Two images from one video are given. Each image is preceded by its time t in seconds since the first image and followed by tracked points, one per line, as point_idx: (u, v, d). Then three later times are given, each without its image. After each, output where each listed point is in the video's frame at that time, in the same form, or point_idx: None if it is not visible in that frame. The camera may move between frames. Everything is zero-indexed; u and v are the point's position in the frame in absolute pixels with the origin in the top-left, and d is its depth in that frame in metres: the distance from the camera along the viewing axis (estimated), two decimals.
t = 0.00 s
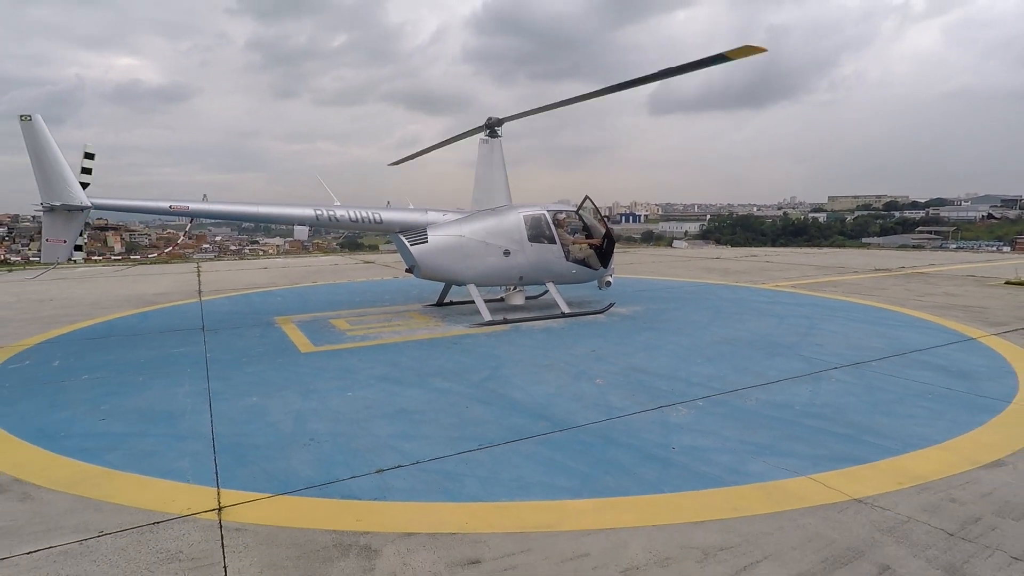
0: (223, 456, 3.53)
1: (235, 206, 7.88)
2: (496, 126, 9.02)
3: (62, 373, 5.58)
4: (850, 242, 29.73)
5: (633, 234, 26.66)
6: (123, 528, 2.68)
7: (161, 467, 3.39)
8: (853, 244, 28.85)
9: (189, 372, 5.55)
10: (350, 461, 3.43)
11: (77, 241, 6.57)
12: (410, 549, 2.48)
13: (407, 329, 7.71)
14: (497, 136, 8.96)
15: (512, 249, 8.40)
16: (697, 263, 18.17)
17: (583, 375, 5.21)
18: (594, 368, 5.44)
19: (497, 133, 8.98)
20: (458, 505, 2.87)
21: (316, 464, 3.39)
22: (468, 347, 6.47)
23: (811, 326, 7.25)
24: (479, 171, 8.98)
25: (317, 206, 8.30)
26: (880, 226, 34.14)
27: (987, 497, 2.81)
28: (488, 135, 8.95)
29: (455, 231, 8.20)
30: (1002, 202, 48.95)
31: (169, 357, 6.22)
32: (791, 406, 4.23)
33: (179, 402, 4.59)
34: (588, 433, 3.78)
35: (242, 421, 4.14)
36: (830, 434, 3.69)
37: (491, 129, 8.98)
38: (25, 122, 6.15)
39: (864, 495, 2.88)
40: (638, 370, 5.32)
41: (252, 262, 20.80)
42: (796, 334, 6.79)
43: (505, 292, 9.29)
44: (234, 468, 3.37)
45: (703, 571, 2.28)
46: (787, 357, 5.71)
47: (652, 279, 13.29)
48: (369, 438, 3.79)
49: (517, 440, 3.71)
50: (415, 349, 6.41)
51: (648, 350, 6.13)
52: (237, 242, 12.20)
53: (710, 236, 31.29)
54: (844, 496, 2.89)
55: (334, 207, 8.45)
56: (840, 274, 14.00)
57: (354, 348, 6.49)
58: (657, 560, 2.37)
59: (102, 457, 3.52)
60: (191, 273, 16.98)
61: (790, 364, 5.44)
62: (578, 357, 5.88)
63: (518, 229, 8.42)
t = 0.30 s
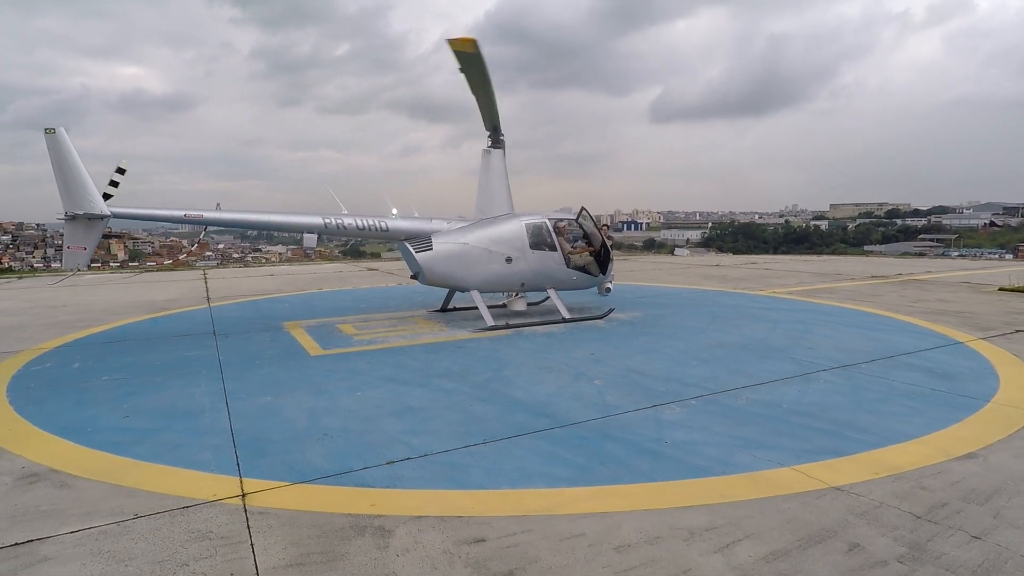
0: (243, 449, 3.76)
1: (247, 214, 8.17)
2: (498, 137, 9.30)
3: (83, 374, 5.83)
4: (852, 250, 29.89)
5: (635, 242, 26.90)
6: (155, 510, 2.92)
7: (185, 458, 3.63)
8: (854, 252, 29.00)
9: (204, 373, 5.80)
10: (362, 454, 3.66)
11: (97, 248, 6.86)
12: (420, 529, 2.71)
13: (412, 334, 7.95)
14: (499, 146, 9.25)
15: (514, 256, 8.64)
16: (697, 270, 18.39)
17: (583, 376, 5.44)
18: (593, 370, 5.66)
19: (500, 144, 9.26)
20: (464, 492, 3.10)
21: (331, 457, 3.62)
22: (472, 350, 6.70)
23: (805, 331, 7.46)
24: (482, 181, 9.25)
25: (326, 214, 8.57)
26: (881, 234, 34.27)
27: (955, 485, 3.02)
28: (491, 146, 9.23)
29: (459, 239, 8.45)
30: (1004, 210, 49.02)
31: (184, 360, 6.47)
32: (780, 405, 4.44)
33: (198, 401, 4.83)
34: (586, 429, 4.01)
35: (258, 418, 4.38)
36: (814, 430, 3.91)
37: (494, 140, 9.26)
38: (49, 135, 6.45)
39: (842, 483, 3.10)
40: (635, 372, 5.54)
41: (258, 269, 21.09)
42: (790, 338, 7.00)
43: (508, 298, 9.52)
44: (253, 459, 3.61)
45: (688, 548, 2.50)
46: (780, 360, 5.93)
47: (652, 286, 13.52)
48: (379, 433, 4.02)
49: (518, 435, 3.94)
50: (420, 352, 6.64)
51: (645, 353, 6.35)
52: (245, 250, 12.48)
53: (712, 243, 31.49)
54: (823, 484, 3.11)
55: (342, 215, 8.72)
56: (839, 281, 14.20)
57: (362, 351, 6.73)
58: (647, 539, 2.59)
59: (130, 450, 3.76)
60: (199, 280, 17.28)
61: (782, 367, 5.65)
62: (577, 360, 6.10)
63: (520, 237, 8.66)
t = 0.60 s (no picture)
0: (261, 438, 3.98)
1: (257, 218, 8.41)
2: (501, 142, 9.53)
3: (101, 370, 6.07)
4: (852, 254, 30.04)
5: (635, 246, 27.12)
6: (184, 491, 3.14)
7: (207, 446, 3.86)
8: (854, 256, 29.11)
9: (218, 370, 6.02)
10: (374, 442, 3.88)
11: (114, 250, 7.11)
12: (430, 507, 2.93)
13: (416, 334, 8.18)
14: (501, 151, 9.48)
15: (515, 258, 8.88)
16: (697, 273, 18.60)
17: (582, 372, 5.66)
18: (592, 367, 5.87)
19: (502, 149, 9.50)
20: (470, 475, 3.32)
21: (344, 444, 3.84)
22: (475, 348, 6.92)
23: (799, 331, 7.67)
24: (485, 185, 9.48)
25: (333, 218, 8.81)
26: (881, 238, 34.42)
27: (929, 468, 3.24)
28: (494, 151, 9.46)
29: (462, 242, 8.69)
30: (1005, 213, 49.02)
31: (197, 357, 6.70)
32: (770, 398, 4.66)
33: (214, 395, 5.06)
34: (585, 420, 4.23)
35: (273, 410, 4.60)
36: (801, 421, 4.12)
37: (497, 146, 9.50)
38: (70, 142, 6.69)
39: (823, 467, 3.32)
40: (633, 368, 5.76)
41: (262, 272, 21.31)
42: (784, 338, 7.21)
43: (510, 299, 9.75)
44: (271, 447, 3.83)
45: (677, 522, 2.72)
46: (772, 357, 6.14)
47: (652, 288, 13.73)
48: (388, 424, 4.24)
49: (521, 425, 4.16)
50: (425, 350, 6.87)
51: (643, 351, 6.56)
52: (252, 253, 12.74)
53: (712, 247, 31.68)
54: (806, 468, 3.32)
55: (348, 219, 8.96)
56: (836, 284, 14.39)
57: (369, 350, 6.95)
58: (640, 514, 2.80)
59: (154, 438, 3.99)
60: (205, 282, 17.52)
61: (775, 364, 5.86)
62: (577, 358, 6.32)
63: (521, 239, 8.90)
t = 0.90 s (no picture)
0: (273, 431, 4.20)
1: (263, 220, 8.62)
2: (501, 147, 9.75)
3: (115, 368, 6.28)
4: (851, 255, 30.21)
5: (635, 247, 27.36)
6: (203, 478, 3.35)
7: (222, 438, 4.07)
8: (853, 257, 29.29)
9: (226, 368, 6.23)
10: (379, 435, 4.09)
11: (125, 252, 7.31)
12: (434, 492, 3.14)
13: (418, 333, 8.39)
14: (501, 155, 9.70)
15: (515, 260, 9.08)
16: (696, 274, 18.82)
17: (579, 370, 5.86)
18: (589, 365, 6.07)
19: (502, 153, 9.72)
20: (471, 464, 3.53)
21: (352, 437, 4.06)
22: (476, 348, 7.12)
23: (791, 330, 7.87)
24: (485, 188, 9.70)
25: (338, 220, 9.02)
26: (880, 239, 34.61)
27: (902, 458, 3.45)
28: (494, 155, 9.68)
29: (463, 244, 8.90)
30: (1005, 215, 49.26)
31: (206, 356, 6.92)
32: (758, 394, 4.87)
33: (225, 391, 5.27)
34: (580, 414, 4.43)
35: (282, 405, 4.82)
36: (785, 415, 4.33)
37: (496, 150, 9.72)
38: (83, 147, 6.89)
39: (802, 458, 3.53)
40: (628, 367, 5.97)
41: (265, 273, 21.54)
42: (776, 337, 7.42)
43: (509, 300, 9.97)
44: (283, 439, 4.04)
45: (663, 506, 2.92)
46: (763, 356, 6.36)
47: (650, 289, 13.94)
48: (392, 418, 4.45)
49: (518, 419, 4.37)
50: (427, 349, 7.07)
51: (638, 350, 6.77)
52: (256, 254, 12.97)
53: (712, 248, 31.86)
54: (787, 458, 3.53)
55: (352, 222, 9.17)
56: (832, 285, 14.60)
57: (371, 349, 7.15)
58: (629, 499, 3.01)
59: (171, 431, 4.20)
60: (209, 283, 17.74)
61: (765, 362, 6.07)
62: (574, 356, 6.53)
63: (521, 242, 9.11)
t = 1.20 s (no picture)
0: (279, 425, 4.37)
1: (267, 223, 8.81)
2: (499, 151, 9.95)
3: (123, 366, 6.47)
4: (851, 257, 30.33)
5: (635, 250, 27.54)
6: (214, 467, 3.53)
7: (230, 432, 4.24)
8: (853, 260, 29.42)
9: (232, 366, 6.41)
10: (381, 428, 4.26)
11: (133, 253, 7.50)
12: (433, 481, 3.31)
13: (418, 333, 8.56)
14: (500, 160, 9.90)
15: (513, 262, 9.26)
16: (695, 277, 18.99)
17: (575, 368, 6.02)
18: (585, 363, 6.24)
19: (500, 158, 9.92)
20: (469, 455, 3.70)
21: (355, 430, 4.23)
22: (475, 347, 7.30)
23: (784, 330, 8.04)
24: (484, 192, 9.89)
25: (340, 223, 9.21)
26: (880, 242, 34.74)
27: (880, 449, 3.61)
28: (493, 159, 9.88)
29: (462, 246, 9.07)
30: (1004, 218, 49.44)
31: (212, 355, 7.10)
32: (747, 390, 5.04)
33: (232, 387, 5.45)
34: (575, 409, 4.60)
35: (287, 401, 4.99)
36: (772, 410, 4.49)
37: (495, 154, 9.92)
38: (93, 151, 7.10)
39: (785, 449, 3.69)
40: (623, 365, 6.13)
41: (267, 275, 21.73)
42: (769, 337, 7.59)
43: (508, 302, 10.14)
44: (289, 432, 4.21)
45: (650, 493, 3.09)
46: (755, 355, 6.52)
47: (648, 291, 14.11)
48: (393, 413, 4.62)
49: (515, 414, 4.54)
50: (427, 348, 7.24)
51: (633, 349, 6.94)
52: (259, 256, 13.17)
53: (712, 251, 32.01)
54: (771, 449, 3.70)
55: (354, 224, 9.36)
56: (829, 287, 14.76)
57: (373, 348, 7.33)
58: (618, 486, 3.18)
59: (181, 425, 4.38)
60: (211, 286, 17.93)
61: (756, 360, 6.24)
62: (571, 355, 6.70)
63: (519, 244, 9.28)
